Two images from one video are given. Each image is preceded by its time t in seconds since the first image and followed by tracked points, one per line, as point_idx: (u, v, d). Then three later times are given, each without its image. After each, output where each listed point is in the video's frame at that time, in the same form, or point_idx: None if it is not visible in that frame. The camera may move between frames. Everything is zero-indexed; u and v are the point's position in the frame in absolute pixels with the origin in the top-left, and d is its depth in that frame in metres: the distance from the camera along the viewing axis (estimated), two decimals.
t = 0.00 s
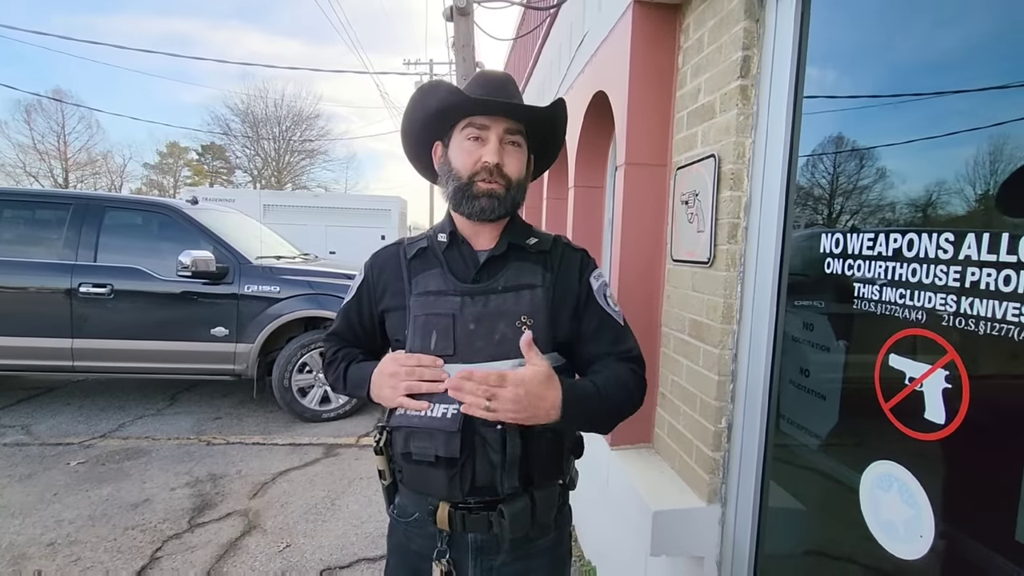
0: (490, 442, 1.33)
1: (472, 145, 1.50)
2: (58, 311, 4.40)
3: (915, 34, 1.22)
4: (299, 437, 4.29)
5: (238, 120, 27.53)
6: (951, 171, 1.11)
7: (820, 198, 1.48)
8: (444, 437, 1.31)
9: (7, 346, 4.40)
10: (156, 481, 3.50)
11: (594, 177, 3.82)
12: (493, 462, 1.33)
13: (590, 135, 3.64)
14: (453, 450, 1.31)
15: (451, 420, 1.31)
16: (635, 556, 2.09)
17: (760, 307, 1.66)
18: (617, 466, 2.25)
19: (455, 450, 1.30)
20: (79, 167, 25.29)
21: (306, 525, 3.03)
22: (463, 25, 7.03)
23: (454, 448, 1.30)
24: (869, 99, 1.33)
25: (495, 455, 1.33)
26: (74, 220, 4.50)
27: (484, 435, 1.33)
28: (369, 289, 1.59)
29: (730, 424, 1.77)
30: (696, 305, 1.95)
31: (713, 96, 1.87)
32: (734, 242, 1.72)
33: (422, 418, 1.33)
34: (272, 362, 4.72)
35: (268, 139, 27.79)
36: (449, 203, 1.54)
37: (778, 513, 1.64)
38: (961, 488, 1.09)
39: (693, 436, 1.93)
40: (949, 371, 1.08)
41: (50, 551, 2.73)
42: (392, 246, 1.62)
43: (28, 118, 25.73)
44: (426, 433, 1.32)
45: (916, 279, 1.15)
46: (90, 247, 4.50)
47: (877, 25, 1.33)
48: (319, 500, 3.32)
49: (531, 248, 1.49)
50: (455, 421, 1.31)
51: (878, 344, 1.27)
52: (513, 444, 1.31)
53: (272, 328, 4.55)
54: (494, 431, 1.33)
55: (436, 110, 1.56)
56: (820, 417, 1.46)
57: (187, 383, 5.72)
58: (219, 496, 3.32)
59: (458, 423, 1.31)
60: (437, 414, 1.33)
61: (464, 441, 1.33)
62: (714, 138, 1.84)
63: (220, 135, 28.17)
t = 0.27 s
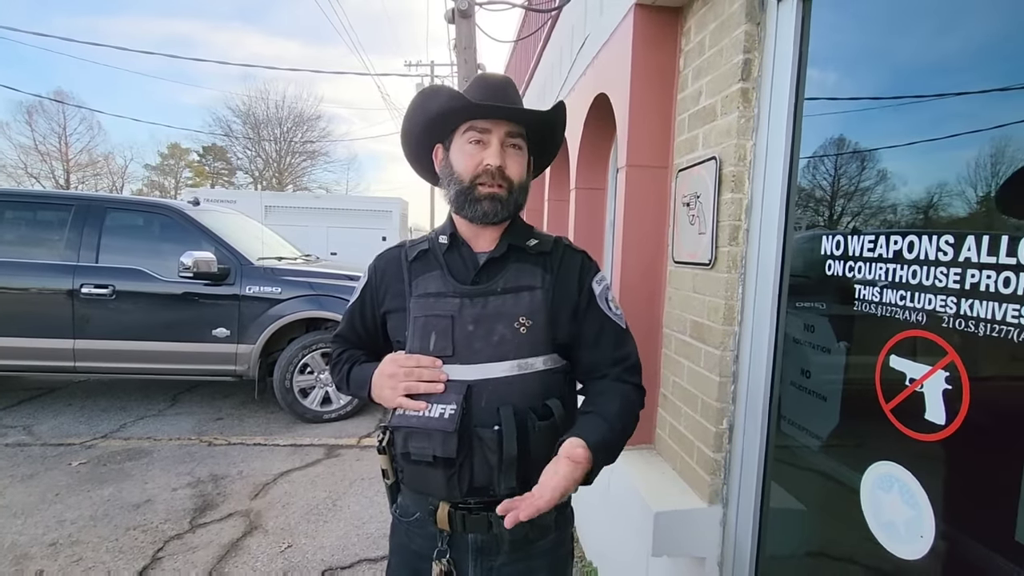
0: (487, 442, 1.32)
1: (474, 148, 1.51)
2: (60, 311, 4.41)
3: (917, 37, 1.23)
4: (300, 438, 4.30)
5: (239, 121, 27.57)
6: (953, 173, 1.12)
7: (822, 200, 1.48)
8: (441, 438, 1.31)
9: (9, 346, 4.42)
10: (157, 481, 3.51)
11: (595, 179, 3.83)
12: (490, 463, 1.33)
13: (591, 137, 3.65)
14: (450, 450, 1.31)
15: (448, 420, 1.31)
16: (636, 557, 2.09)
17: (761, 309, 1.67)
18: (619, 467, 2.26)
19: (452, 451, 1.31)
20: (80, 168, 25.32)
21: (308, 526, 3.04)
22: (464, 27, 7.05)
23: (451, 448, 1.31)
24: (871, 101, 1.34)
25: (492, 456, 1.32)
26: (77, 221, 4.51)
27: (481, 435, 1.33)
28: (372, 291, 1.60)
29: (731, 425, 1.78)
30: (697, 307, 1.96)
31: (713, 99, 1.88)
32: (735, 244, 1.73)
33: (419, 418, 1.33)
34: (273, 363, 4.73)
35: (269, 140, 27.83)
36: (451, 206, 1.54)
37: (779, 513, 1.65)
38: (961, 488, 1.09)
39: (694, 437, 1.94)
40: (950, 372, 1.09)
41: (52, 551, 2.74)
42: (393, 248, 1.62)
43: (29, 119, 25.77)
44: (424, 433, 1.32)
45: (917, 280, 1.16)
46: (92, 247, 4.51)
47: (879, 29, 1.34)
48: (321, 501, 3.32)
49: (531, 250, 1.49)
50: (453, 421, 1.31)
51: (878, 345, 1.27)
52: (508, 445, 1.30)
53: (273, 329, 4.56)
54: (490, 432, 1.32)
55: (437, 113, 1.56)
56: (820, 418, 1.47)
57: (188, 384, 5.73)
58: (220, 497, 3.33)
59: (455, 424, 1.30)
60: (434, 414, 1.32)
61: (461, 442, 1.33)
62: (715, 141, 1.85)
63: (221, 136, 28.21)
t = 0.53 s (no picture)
0: (494, 444, 1.33)
1: (477, 146, 1.51)
2: (67, 312, 4.43)
3: (921, 38, 1.22)
4: (304, 439, 4.31)
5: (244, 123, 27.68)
6: (958, 174, 1.12)
7: (827, 201, 1.48)
8: (447, 440, 1.30)
9: (18, 347, 4.45)
10: (163, 482, 3.52)
11: (599, 180, 3.83)
12: (496, 465, 1.34)
13: (595, 139, 3.65)
14: (456, 452, 1.31)
15: (454, 422, 1.30)
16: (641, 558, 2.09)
17: (767, 310, 1.66)
18: (623, 468, 2.26)
19: (458, 453, 1.31)
20: (87, 170, 25.47)
21: (313, 527, 3.05)
22: (468, 29, 7.06)
23: (457, 451, 1.30)
24: (876, 102, 1.34)
25: (498, 458, 1.33)
26: (84, 223, 4.54)
27: (487, 437, 1.34)
28: (379, 292, 1.61)
29: (737, 426, 1.78)
30: (702, 308, 1.95)
31: (719, 100, 1.88)
32: (741, 245, 1.73)
33: (425, 419, 1.33)
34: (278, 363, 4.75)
35: (274, 141, 27.92)
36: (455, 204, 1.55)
37: (785, 516, 1.65)
38: (969, 491, 1.09)
39: (700, 439, 1.93)
40: (958, 375, 1.09)
41: (59, 550, 2.76)
42: (400, 249, 1.63)
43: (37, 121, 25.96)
44: (429, 435, 1.32)
45: (924, 282, 1.15)
46: (99, 249, 4.53)
47: (884, 30, 1.33)
48: (326, 501, 3.33)
49: (537, 252, 1.49)
50: (459, 423, 1.30)
51: (885, 347, 1.27)
52: (515, 446, 1.31)
53: (278, 330, 4.57)
54: (497, 434, 1.33)
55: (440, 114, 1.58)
56: (827, 420, 1.46)
57: (193, 385, 5.75)
58: (226, 497, 3.34)
59: (462, 426, 1.30)
60: (441, 416, 1.32)
61: (467, 444, 1.33)
62: (721, 142, 1.85)
63: (226, 138, 28.34)
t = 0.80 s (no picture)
0: (495, 446, 1.33)
1: (482, 154, 1.50)
2: (74, 313, 4.46)
3: (927, 35, 1.21)
4: (309, 439, 4.32)
5: (250, 124, 27.81)
6: (967, 173, 1.10)
7: (833, 200, 1.47)
8: (449, 441, 1.31)
9: (25, 347, 4.47)
10: (169, 482, 3.53)
11: (603, 180, 3.82)
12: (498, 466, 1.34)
13: (599, 139, 3.64)
14: (458, 453, 1.31)
15: (456, 423, 1.31)
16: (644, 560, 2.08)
17: (772, 310, 1.65)
18: (626, 470, 2.25)
19: (460, 454, 1.31)
20: (95, 171, 25.66)
21: (317, 527, 3.05)
22: (473, 29, 7.06)
23: (459, 452, 1.31)
24: (882, 101, 1.32)
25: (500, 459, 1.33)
26: (91, 224, 4.57)
27: (488, 439, 1.33)
28: (380, 294, 1.61)
29: (741, 428, 1.76)
30: (706, 309, 1.94)
31: (723, 100, 1.87)
32: (745, 245, 1.71)
33: (427, 421, 1.33)
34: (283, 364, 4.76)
35: (279, 143, 28.04)
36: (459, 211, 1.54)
37: (790, 518, 1.63)
38: (978, 495, 1.08)
39: (704, 441, 1.92)
40: (965, 377, 1.07)
41: (66, 549, 2.77)
42: (401, 251, 1.63)
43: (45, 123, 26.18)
44: (432, 436, 1.33)
45: (931, 283, 1.14)
46: (106, 250, 4.56)
47: (889, 28, 1.32)
48: (329, 502, 3.33)
49: (538, 253, 1.49)
50: (461, 424, 1.30)
51: (891, 349, 1.26)
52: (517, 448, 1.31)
53: (283, 331, 4.58)
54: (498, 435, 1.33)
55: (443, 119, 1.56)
56: (833, 422, 1.45)
57: (199, 385, 5.77)
58: (230, 497, 3.35)
59: (464, 427, 1.30)
60: (443, 417, 1.32)
61: (469, 445, 1.33)
62: (725, 142, 1.84)
63: (232, 139, 28.47)
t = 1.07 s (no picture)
0: (496, 448, 1.32)
1: (485, 154, 1.50)
2: (83, 313, 4.49)
3: (938, 32, 1.19)
4: (315, 439, 4.33)
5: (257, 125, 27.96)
6: (978, 172, 1.08)
7: (842, 200, 1.45)
8: (450, 444, 1.30)
9: (34, 347, 4.51)
10: (176, 481, 3.55)
11: (609, 180, 3.81)
12: (499, 469, 1.32)
13: (605, 139, 3.63)
14: (458, 456, 1.30)
15: (457, 426, 1.30)
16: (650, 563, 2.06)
17: (779, 310, 1.63)
18: (632, 471, 2.23)
19: (460, 457, 1.30)
20: (105, 173, 25.88)
21: (323, 527, 3.05)
22: (478, 29, 7.05)
23: (460, 454, 1.30)
24: (892, 99, 1.30)
25: (501, 462, 1.32)
26: (100, 225, 4.60)
27: (489, 441, 1.32)
28: (383, 295, 1.60)
29: (748, 431, 1.74)
30: (713, 310, 1.92)
31: (730, 99, 1.85)
32: (752, 246, 1.69)
33: (428, 423, 1.32)
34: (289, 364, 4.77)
35: (287, 144, 28.16)
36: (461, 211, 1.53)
37: (799, 522, 1.61)
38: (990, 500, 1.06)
39: (710, 443, 1.90)
40: (978, 380, 1.05)
41: (74, 548, 2.78)
42: (404, 252, 1.62)
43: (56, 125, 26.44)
44: (433, 438, 1.32)
45: (943, 283, 1.11)
46: (114, 251, 4.59)
47: (899, 25, 1.30)
48: (335, 502, 3.34)
49: (541, 254, 1.48)
50: (461, 427, 1.30)
51: (902, 350, 1.23)
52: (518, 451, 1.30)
53: (289, 331, 4.60)
54: (500, 438, 1.31)
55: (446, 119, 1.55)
56: (841, 426, 1.43)
57: (206, 385, 5.80)
58: (237, 497, 3.36)
59: (464, 430, 1.29)
60: (443, 419, 1.31)
61: (470, 447, 1.32)
62: (732, 141, 1.82)
63: (240, 140, 28.63)
